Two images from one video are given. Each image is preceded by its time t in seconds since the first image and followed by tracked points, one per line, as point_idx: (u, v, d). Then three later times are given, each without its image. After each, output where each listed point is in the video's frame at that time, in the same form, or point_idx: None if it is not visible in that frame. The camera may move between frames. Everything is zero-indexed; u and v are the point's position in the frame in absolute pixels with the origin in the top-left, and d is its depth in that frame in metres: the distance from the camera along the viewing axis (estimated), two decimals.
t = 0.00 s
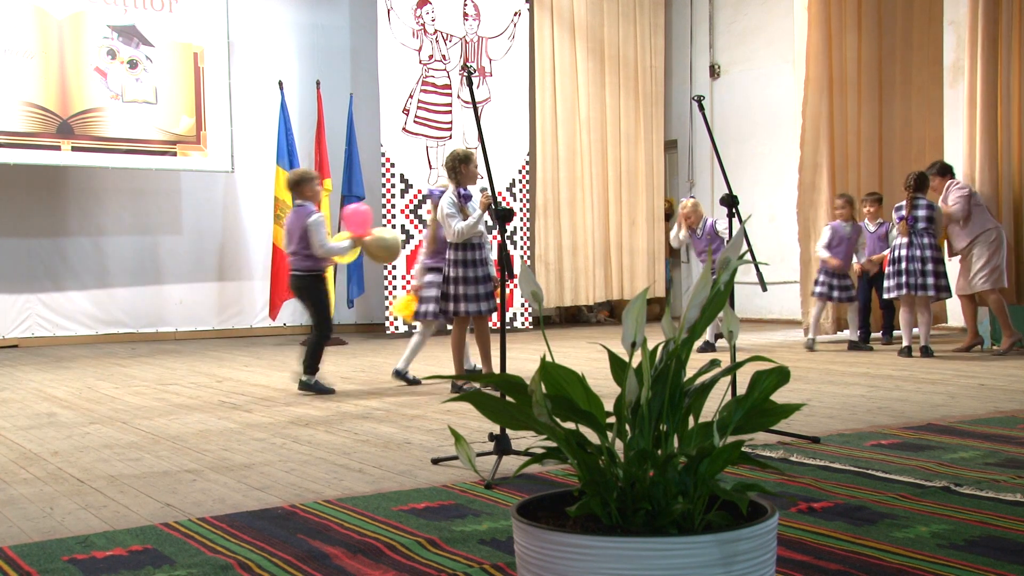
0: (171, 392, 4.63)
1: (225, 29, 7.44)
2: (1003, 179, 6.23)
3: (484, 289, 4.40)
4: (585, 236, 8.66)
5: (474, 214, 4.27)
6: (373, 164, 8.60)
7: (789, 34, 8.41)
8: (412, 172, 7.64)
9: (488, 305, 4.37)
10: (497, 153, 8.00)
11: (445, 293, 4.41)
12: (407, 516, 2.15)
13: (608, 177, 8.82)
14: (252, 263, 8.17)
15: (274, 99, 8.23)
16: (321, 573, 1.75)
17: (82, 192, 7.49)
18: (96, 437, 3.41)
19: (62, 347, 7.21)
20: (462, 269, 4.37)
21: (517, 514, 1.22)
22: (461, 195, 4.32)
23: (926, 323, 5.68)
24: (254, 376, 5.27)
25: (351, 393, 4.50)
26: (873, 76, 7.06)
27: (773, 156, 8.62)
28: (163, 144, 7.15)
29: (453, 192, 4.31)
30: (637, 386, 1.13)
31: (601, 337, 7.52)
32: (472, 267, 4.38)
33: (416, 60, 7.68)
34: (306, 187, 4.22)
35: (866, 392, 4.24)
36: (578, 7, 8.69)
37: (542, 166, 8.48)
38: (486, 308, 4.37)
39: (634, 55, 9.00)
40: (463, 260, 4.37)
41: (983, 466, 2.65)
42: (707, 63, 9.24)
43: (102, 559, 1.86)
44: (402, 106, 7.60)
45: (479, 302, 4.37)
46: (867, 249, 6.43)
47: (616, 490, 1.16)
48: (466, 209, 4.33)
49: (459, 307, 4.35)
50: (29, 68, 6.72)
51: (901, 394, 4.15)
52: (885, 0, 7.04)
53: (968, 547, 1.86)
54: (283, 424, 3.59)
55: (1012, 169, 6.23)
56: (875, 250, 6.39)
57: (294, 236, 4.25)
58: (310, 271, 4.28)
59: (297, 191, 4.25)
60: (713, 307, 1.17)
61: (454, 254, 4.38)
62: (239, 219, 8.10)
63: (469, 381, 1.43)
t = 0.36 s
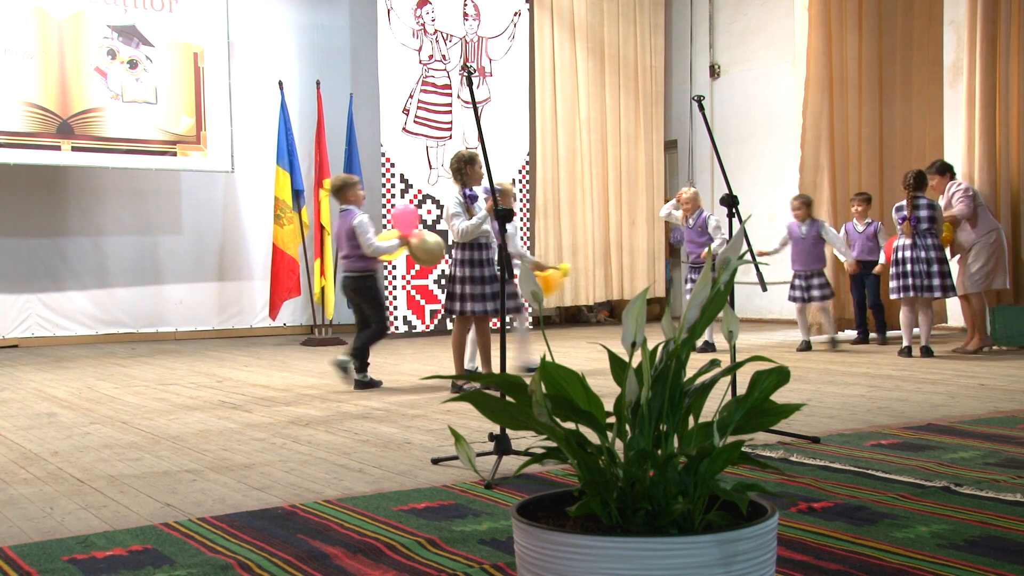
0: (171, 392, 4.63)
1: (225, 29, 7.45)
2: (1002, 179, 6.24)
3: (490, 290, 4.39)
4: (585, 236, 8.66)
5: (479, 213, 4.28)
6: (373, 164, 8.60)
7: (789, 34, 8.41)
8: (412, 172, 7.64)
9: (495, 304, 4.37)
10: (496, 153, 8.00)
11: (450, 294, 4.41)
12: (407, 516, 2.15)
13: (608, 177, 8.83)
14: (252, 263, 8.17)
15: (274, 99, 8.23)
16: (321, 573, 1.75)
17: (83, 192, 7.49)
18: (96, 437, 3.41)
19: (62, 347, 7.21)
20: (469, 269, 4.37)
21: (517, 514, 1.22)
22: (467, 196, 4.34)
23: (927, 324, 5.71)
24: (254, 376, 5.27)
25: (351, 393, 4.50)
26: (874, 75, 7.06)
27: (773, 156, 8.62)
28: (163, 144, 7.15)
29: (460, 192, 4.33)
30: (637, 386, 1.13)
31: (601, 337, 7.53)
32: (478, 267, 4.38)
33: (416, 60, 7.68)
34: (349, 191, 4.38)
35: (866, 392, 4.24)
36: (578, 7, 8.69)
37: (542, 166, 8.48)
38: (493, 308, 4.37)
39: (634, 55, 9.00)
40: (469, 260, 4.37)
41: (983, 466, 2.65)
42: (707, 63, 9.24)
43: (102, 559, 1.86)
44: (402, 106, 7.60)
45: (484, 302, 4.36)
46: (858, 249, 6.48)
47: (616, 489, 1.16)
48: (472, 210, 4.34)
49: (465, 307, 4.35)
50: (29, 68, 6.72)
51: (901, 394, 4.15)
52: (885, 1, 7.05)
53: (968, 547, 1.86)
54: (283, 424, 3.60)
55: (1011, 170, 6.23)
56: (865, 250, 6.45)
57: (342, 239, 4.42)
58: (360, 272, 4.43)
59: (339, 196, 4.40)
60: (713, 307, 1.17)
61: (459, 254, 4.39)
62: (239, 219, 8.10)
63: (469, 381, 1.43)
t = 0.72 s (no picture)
0: (171, 392, 4.63)
1: (225, 29, 7.45)
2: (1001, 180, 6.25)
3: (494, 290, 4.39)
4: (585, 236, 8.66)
5: (483, 212, 4.28)
6: (373, 164, 8.60)
7: (789, 34, 8.41)
8: (412, 172, 7.64)
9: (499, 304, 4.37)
10: (496, 154, 8.00)
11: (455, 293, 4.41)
12: (407, 516, 2.15)
13: (608, 177, 8.83)
14: (252, 263, 8.17)
15: (274, 99, 8.23)
16: (321, 573, 1.75)
17: (83, 192, 7.49)
18: (96, 437, 3.41)
19: (62, 347, 7.21)
20: (472, 269, 4.37)
21: (517, 514, 1.22)
22: (473, 196, 4.33)
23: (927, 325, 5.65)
24: (254, 376, 5.27)
25: (352, 393, 4.49)
26: (874, 75, 7.06)
27: (773, 156, 8.62)
28: (163, 144, 7.15)
29: (466, 192, 4.32)
30: (637, 386, 1.13)
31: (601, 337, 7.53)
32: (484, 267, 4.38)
33: (416, 60, 7.68)
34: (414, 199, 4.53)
35: (866, 392, 4.24)
36: (578, 7, 8.70)
37: (542, 167, 8.48)
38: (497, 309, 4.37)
39: (634, 55, 9.00)
40: (473, 260, 4.37)
41: (983, 466, 2.65)
42: (707, 63, 9.24)
43: (103, 559, 1.86)
44: (402, 106, 7.60)
45: (487, 302, 4.36)
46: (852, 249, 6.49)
47: (616, 489, 1.16)
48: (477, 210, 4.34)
49: (468, 306, 4.35)
50: (29, 68, 6.72)
51: (901, 394, 4.15)
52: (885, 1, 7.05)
53: (968, 547, 1.86)
54: (283, 425, 3.59)
55: (1008, 171, 6.25)
56: (859, 251, 6.44)
57: (400, 244, 4.55)
58: (410, 276, 4.61)
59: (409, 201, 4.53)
60: (713, 307, 1.17)
61: (463, 253, 4.39)
62: (239, 219, 8.11)
63: (468, 381, 1.43)
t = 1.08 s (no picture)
0: (171, 391, 4.63)
1: (225, 29, 7.44)
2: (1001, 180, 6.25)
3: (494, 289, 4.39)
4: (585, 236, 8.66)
5: (483, 207, 4.28)
6: (373, 164, 8.60)
7: (789, 34, 8.41)
8: (412, 171, 7.64)
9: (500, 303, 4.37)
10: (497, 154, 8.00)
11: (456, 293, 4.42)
12: (407, 517, 2.15)
13: (608, 176, 8.83)
14: (252, 263, 8.17)
15: (274, 99, 8.23)
16: (321, 573, 1.75)
17: (83, 192, 7.49)
18: (96, 437, 3.40)
19: (62, 347, 7.21)
20: (473, 268, 4.37)
21: (517, 514, 1.22)
22: (472, 194, 4.34)
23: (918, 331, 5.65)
24: (254, 376, 5.27)
25: (351, 393, 4.49)
26: (875, 75, 7.06)
27: (773, 155, 8.62)
28: (163, 144, 7.15)
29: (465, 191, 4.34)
30: (637, 386, 1.13)
31: (601, 337, 7.53)
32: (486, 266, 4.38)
33: (416, 60, 7.68)
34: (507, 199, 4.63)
35: (866, 392, 4.24)
36: (578, 6, 8.70)
37: (542, 166, 8.48)
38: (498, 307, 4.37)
39: (634, 55, 9.00)
40: (474, 259, 4.38)
41: (983, 466, 2.64)
42: (707, 63, 9.24)
43: (102, 559, 1.86)
44: (402, 106, 7.60)
45: (489, 301, 4.36)
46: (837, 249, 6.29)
47: (616, 489, 1.16)
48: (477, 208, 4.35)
49: (470, 305, 4.35)
50: (29, 68, 6.72)
51: (901, 394, 4.15)
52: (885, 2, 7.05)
53: (968, 547, 1.86)
54: (283, 425, 3.59)
55: (1008, 171, 6.25)
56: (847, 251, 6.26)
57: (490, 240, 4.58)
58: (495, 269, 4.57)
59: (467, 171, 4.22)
60: (713, 307, 1.17)
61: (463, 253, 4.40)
62: (239, 219, 8.10)
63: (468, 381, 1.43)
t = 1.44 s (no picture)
0: (171, 392, 4.63)
1: (225, 29, 7.44)
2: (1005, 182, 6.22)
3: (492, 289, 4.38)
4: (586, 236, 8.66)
5: (484, 205, 4.30)
6: (374, 165, 8.59)
7: (789, 34, 8.41)
8: (412, 171, 7.65)
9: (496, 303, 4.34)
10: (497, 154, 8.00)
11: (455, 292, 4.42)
12: (406, 516, 2.15)
13: (609, 176, 8.83)
14: (252, 263, 8.17)
15: (274, 99, 8.24)
16: (321, 573, 1.75)
17: (83, 192, 7.49)
18: (96, 437, 3.40)
19: (62, 347, 7.21)
20: (472, 268, 4.38)
21: (517, 514, 1.22)
22: (473, 193, 4.36)
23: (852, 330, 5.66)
24: (254, 376, 5.26)
25: (351, 393, 4.49)
26: (875, 75, 7.06)
27: (773, 155, 8.62)
28: (163, 144, 7.15)
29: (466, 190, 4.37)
30: (637, 386, 1.13)
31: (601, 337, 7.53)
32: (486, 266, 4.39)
33: (416, 60, 7.68)
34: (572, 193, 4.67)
35: (866, 392, 4.24)
36: (578, 6, 8.70)
37: (542, 167, 8.48)
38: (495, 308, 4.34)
39: (634, 55, 9.00)
40: (473, 258, 4.39)
41: (983, 466, 2.64)
42: (707, 63, 9.24)
43: (102, 559, 1.86)
44: (402, 106, 7.60)
45: (486, 302, 4.34)
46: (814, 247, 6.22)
47: (616, 489, 1.16)
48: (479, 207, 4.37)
49: (466, 305, 4.33)
50: (29, 68, 6.72)
51: (901, 394, 4.15)
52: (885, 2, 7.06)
53: (968, 547, 1.86)
54: (283, 425, 3.59)
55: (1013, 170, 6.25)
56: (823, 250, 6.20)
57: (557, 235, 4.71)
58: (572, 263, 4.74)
59: (560, 196, 4.67)
60: (713, 307, 1.17)
61: (464, 252, 4.41)
62: (239, 220, 8.10)
63: (470, 382, 1.43)
